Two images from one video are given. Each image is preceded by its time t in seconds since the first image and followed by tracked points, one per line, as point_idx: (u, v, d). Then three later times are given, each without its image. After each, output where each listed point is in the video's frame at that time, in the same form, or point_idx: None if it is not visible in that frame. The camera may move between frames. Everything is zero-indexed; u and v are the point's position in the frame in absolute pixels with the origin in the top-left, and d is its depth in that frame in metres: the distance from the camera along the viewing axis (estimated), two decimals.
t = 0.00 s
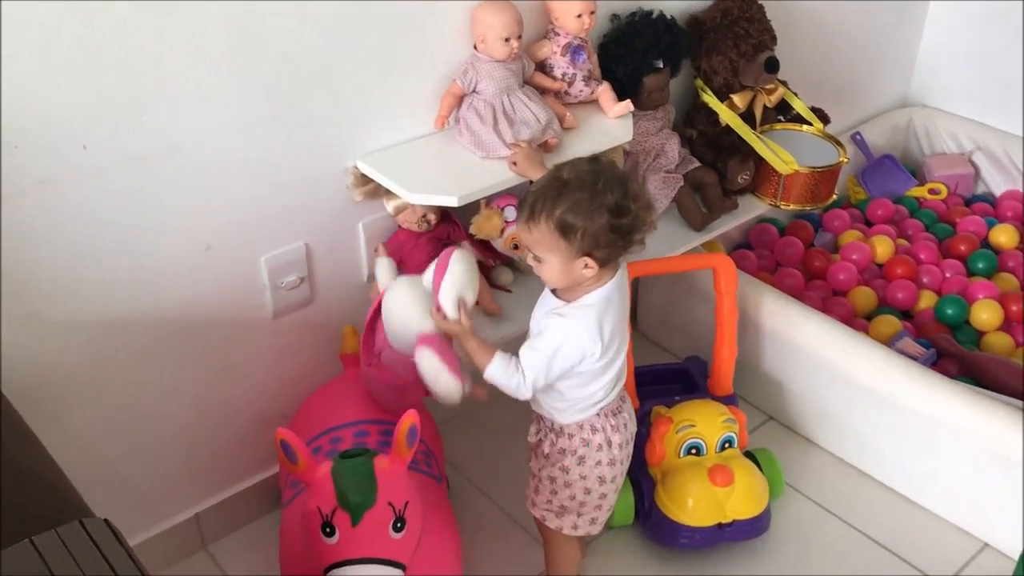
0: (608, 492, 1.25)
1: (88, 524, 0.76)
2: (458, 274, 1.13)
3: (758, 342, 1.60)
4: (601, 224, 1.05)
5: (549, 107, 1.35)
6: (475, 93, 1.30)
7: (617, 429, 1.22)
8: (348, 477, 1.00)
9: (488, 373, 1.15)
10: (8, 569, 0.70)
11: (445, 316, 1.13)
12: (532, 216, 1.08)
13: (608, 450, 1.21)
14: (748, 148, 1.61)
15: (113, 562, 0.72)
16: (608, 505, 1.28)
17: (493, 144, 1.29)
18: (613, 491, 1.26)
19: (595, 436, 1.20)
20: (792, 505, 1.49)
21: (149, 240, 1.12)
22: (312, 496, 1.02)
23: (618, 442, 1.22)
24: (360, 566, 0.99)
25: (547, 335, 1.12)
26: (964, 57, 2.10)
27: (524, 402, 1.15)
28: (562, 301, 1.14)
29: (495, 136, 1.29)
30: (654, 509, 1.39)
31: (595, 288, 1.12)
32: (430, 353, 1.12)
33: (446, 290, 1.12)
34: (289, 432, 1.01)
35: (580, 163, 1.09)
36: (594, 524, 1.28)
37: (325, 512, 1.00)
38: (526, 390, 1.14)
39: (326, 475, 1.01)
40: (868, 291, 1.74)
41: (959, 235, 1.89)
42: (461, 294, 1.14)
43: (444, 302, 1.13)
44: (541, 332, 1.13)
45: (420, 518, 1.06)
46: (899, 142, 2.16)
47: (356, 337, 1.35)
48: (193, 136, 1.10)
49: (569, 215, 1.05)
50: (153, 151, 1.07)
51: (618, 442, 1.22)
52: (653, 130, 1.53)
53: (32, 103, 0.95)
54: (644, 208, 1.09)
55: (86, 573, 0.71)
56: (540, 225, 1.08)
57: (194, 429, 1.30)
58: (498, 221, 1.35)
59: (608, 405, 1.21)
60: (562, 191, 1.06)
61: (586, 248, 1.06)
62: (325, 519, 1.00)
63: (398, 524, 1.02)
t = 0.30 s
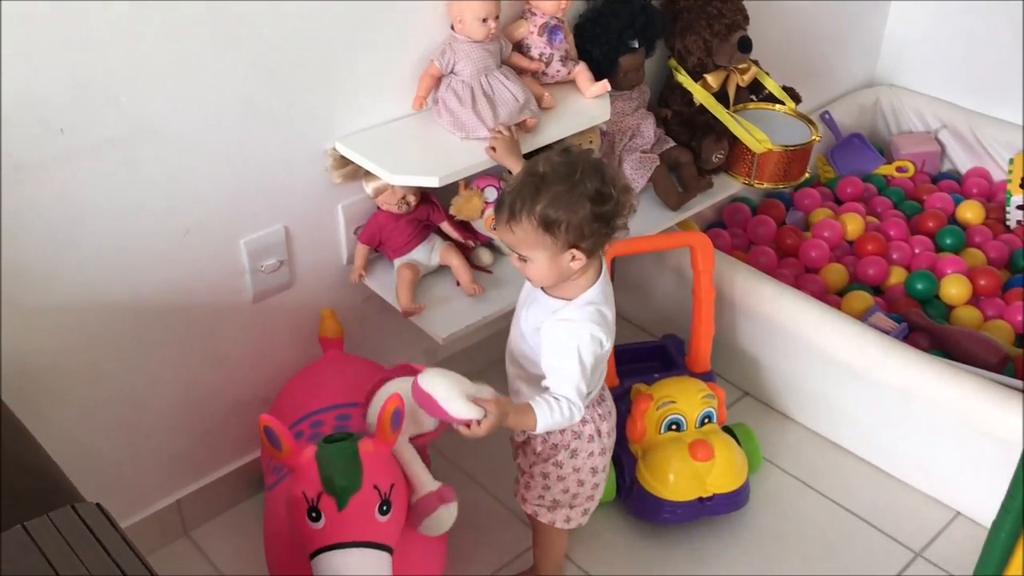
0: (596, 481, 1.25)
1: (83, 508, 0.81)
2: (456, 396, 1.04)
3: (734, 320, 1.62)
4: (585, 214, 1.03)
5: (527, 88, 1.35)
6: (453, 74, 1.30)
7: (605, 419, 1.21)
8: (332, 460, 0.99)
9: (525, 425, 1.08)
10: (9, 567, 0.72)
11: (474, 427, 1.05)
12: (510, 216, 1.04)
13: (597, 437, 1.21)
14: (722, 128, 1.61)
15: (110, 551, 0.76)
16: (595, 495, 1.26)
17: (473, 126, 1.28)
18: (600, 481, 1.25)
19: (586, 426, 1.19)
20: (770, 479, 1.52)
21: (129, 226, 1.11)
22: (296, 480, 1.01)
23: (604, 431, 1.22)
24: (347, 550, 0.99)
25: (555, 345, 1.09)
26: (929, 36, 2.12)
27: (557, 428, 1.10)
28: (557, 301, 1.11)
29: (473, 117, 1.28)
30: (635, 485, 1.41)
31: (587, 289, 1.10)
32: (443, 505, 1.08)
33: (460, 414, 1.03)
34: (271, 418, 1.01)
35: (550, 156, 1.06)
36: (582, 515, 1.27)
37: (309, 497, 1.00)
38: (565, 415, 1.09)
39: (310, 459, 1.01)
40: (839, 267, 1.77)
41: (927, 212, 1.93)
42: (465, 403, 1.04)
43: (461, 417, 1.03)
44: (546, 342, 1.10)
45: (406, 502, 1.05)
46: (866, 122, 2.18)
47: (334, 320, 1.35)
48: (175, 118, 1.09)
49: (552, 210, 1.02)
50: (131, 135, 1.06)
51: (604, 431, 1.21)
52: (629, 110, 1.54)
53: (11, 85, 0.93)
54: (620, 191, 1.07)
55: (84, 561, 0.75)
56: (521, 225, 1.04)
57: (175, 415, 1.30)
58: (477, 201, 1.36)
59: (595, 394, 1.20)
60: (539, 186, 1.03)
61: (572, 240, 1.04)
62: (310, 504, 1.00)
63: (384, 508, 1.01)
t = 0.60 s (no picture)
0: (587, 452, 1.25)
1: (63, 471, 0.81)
2: (430, 392, 1.15)
3: (713, 286, 1.62)
4: (561, 177, 1.01)
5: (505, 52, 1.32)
6: (430, 39, 1.28)
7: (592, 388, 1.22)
8: (318, 427, 0.99)
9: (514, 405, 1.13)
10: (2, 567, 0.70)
11: (444, 420, 1.15)
12: (486, 190, 1.03)
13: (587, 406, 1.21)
14: (701, 94, 1.61)
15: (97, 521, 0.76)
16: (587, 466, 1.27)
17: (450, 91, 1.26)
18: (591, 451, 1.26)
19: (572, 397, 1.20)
20: (750, 443, 1.53)
21: (103, 195, 1.09)
22: (280, 448, 1.00)
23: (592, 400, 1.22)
24: (334, 516, 0.98)
25: (542, 322, 1.09)
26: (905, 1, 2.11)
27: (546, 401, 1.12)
28: (541, 272, 1.10)
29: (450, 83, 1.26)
30: (617, 450, 1.41)
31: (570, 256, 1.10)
32: (438, 467, 1.09)
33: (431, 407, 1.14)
34: (255, 386, 1.00)
35: (518, 124, 1.04)
36: (569, 488, 1.27)
37: (294, 464, 0.99)
38: (553, 387, 1.11)
39: (294, 427, 1.00)
40: (817, 233, 1.78)
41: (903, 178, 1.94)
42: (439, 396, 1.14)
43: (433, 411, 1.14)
44: (534, 319, 1.10)
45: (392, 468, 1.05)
46: (842, 88, 2.17)
47: (315, 290, 1.34)
48: (148, 84, 1.06)
49: (528, 178, 1.01)
50: (102, 101, 1.03)
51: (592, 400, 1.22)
52: (608, 76, 1.52)
53: None
54: (593, 150, 1.06)
55: (69, 531, 0.75)
56: (498, 197, 1.03)
57: (153, 387, 1.28)
58: (456, 167, 1.34)
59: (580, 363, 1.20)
60: (511, 156, 1.01)
61: (551, 206, 1.02)
62: (295, 471, 0.99)
63: (370, 474, 1.01)
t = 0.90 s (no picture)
0: (577, 419, 1.27)
1: (49, 458, 0.81)
2: (446, 391, 1.12)
3: (694, 259, 1.63)
4: (518, 151, 1.01)
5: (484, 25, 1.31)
6: (407, 12, 1.27)
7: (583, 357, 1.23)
8: (304, 402, 0.98)
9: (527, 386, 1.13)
10: None
11: (463, 417, 1.13)
12: (451, 176, 1.03)
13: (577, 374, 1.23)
14: (681, 65, 1.60)
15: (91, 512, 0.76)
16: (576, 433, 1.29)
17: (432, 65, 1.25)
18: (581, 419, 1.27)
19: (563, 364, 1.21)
20: (732, 413, 1.54)
21: (80, 174, 1.08)
22: (265, 424, 0.99)
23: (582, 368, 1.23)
24: (319, 493, 0.99)
25: (535, 296, 1.10)
26: None
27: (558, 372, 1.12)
28: (526, 244, 1.10)
29: (431, 57, 1.25)
30: (600, 423, 1.42)
31: (554, 225, 1.10)
32: (443, 480, 1.14)
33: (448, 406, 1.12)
34: (239, 361, 0.99)
35: (470, 104, 1.03)
36: (560, 454, 1.29)
37: (280, 440, 0.99)
38: (561, 357, 1.11)
39: (279, 403, 0.99)
40: (796, 205, 1.78)
41: (881, 147, 1.94)
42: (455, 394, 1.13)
43: (450, 410, 1.13)
44: (524, 294, 1.11)
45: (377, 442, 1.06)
46: (821, 59, 2.17)
47: (295, 267, 1.33)
48: (125, 61, 1.05)
49: (486, 158, 1.00)
50: (77, 79, 1.02)
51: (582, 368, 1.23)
52: (587, 49, 1.52)
53: None
54: (550, 116, 1.04)
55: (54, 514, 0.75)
56: (463, 180, 1.03)
57: (135, 366, 1.28)
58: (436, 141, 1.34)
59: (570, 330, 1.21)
60: (466, 140, 1.01)
61: (515, 180, 1.02)
62: (281, 447, 0.99)
63: (356, 449, 1.01)
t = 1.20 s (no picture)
0: (564, 409, 1.27)
1: (32, 460, 0.81)
2: (447, 395, 1.09)
3: (679, 247, 1.63)
4: (492, 141, 1.00)
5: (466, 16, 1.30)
6: (389, 4, 1.26)
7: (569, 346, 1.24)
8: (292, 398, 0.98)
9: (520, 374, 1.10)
10: None
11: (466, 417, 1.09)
12: (428, 169, 1.03)
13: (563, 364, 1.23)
14: (664, 54, 1.60)
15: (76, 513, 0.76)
16: (563, 422, 1.29)
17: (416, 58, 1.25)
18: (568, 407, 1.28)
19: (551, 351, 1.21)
20: (719, 401, 1.55)
21: (59, 170, 1.07)
22: (253, 420, 0.99)
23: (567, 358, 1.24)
24: (310, 487, 0.99)
25: (520, 285, 1.10)
26: None
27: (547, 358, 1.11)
28: (509, 233, 1.11)
29: (413, 50, 1.25)
30: (588, 413, 1.42)
31: (536, 213, 1.10)
32: (426, 501, 1.14)
33: (449, 412, 1.09)
34: (228, 357, 0.98)
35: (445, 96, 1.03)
36: (552, 441, 1.29)
37: (269, 436, 0.98)
38: (551, 340, 1.10)
39: (268, 398, 0.99)
40: (781, 192, 1.79)
41: (864, 133, 1.95)
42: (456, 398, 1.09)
43: (454, 409, 1.09)
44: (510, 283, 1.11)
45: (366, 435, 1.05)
46: (803, 45, 2.18)
47: (281, 262, 1.32)
48: (107, 54, 1.04)
49: (460, 149, 1.00)
50: (54, 74, 1.01)
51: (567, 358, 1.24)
52: (569, 38, 1.52)
53: None
54: (524, 104, 1.04)
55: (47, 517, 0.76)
56: (440, 173, 1.03)
57: (120, 364, 1.27)
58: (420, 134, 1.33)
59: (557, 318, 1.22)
60: (440, 132, 1.01)
61: (491, 171, 1.02)
62: (270, 443, 0.98)
63: (345, 443, 1.01)
